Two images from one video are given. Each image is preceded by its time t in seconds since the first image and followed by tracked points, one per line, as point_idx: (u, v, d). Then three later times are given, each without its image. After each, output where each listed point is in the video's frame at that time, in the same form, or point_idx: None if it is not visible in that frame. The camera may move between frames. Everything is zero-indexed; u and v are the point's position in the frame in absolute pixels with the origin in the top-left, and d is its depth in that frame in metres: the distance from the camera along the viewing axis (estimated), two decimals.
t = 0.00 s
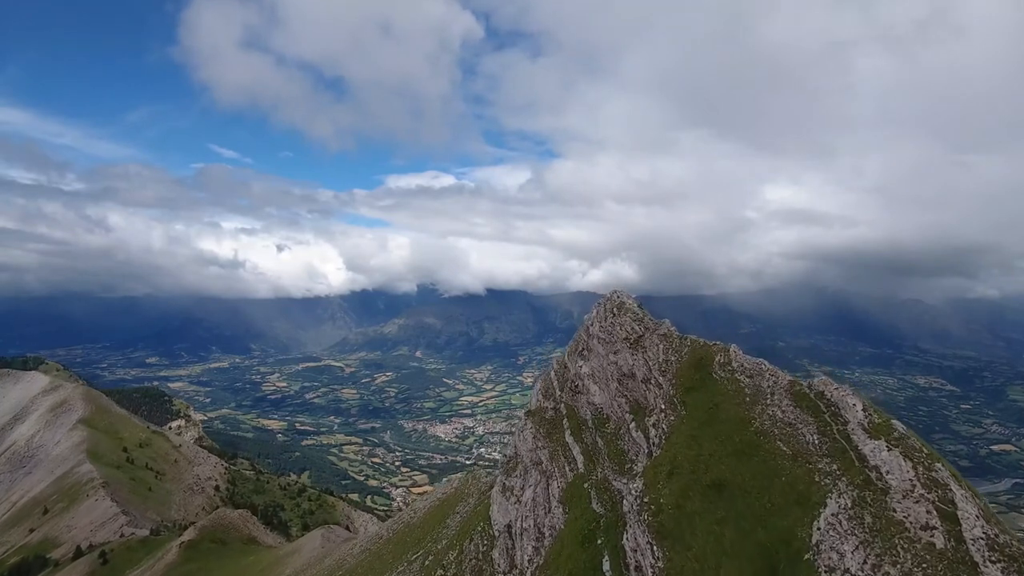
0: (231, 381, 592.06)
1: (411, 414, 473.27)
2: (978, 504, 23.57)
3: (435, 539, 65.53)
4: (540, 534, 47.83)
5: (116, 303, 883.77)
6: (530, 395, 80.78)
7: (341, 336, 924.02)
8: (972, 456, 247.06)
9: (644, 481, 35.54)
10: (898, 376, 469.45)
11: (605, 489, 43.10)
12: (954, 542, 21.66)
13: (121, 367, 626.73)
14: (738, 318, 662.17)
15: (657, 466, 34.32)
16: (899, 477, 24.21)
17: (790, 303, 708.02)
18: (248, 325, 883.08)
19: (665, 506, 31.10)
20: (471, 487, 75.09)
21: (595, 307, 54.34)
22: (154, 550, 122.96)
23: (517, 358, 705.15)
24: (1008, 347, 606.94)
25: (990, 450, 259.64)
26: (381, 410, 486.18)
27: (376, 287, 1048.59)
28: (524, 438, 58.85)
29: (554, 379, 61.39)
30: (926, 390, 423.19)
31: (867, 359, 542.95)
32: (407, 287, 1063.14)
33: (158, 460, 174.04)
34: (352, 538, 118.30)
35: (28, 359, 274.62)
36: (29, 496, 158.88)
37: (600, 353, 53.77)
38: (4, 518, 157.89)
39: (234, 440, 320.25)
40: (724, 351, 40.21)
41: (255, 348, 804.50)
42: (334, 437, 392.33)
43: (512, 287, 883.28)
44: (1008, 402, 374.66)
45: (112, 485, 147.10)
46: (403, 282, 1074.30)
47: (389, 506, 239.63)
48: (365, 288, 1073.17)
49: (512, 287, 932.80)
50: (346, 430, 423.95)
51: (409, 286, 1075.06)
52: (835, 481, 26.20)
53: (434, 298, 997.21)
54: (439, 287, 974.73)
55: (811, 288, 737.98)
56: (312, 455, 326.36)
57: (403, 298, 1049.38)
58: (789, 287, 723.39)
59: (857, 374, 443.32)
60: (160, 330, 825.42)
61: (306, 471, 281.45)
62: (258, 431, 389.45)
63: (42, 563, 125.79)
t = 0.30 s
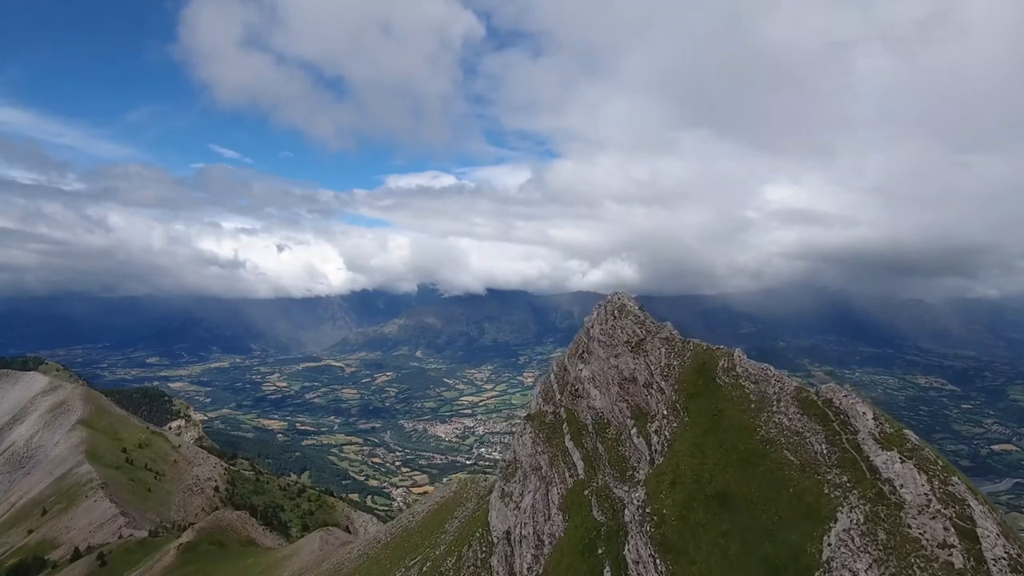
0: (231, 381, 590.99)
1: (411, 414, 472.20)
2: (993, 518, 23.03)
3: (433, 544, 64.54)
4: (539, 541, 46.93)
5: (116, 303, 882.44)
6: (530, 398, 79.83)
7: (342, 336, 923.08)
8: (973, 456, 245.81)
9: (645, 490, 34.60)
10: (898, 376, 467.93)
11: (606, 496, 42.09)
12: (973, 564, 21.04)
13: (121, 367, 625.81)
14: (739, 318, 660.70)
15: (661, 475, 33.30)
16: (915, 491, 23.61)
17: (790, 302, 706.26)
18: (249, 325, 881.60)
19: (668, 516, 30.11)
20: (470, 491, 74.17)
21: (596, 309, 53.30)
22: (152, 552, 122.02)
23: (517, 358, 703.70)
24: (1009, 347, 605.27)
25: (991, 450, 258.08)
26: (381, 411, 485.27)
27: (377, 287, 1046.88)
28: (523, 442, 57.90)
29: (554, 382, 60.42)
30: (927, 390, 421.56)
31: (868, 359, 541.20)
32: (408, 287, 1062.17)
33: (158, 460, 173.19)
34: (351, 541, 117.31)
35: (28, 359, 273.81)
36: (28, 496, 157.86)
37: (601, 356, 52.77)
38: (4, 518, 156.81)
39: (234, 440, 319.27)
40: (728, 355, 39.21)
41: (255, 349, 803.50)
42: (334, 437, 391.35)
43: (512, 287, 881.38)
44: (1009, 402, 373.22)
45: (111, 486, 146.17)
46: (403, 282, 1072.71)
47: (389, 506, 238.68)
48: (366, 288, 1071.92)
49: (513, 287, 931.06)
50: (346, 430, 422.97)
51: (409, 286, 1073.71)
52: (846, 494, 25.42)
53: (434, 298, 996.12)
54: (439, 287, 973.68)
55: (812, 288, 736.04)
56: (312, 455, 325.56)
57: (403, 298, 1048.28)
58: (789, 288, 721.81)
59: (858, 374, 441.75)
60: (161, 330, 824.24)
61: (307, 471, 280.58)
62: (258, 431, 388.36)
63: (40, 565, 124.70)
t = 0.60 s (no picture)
0: (231, 381, 589.99)
1: (411, 414, 471.29)
2: (1012, 532, 22.38)
3: (431, 549, 63.62)
4: (538, 548, 46.11)
5: (116, 303, 881.15)
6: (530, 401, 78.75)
7: (342, 336, 922.17)
8: (974, 456, 244.70)
9: (647, 497, 33.80)
10: (898, 376, 466.64)
11: (607, 503, 41.23)
12: None
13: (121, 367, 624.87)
14: (739, 318, 659.61)
15: (664, 483, 32.40)
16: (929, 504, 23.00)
17: (790, 302, 704.53)
18: (249, 325, 880.25)
19: (671, 525, 29.29)
20: (469, 495, 73.22)
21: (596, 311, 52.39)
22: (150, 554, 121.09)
23: (517, 358, 702.64)
24: (1009, 347, 604.19)
25: (992, 450, 256.87)
26: (381, 411, 484.43)
27: (377, 287, 1046.57)
28: (522, 446, 56.97)
29: (554, 385, 59.55)
30: (927, 390, 420.13)
31: (868, 359, 539.88)
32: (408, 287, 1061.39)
33: (157, 461, 172.17)
34: (349, 544, 116.37)
35: (28, 359, 273.08)
36: (27, 497, 156.82)
37: (601, 359, 51.89)
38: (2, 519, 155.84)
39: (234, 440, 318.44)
40: (732, 359, 38.38)
41: (255, 349, 802.74)
42: (334, 437, 390.46)
43: (512, 287, 880.21)
44: (1009, 401, 372.15)
45: (110, 487, 145.16)
46: (403, 282, 1071.35)
47: (389, 507, 238.01)
48: (366, 288, 1070.60)
49: (513, 287, 929.42)
50: (347, 430, 422.03)
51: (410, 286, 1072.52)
52: (855, 505, 24.74)
53: (434, 298, 995.35)
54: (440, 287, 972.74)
55: (812, 287, 734.46)
56: (312, 455, 324.79)
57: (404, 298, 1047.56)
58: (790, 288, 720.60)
59: (858, 374, 440.48)
60: (161, 330, 822.99)
61: (307, 471, 279.81)
62: (258, 431, 387.31)
63: (38, 566, 123.62)
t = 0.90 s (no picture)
0: (231, 381, 589.10)
1: (411, 414, 470.35)
2: None
3: (428, 554, 62.63)
4: (537, 555, 45.13)
5: (116, 303, 880.10)
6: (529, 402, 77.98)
7: (342, 336, 920.88)
8: (974, 456, 243.69)
9: (649, 505, 32.87)
10: (899, 376, 464.91)
11: (608, 510, 40.28)
12: None
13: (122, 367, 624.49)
14: (739, 318, 658.18)
15: (666, 489, 31.54)
16: (943, 516, 22.21)
17: (790, 301, 702.68)
18: (249, 325, 879.42)
19: (674, 535, 28.37)
20: (467, 499, 72.36)
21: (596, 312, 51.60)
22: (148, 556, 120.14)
23: (517, 358, 701.29)
24: (1010, 347, 602.45)
25: (992, 450, 255.39)
26: (382, 411, 483.63)
27: (377, 287, 1045.67)
28: (522, 449, 56.07)
29: (554, 387, 58.70)
30: (927, 390, 418.48)
31: (868, 359, 538.31)
32: (408, 287, 1060.46)
33: (156, 461, 171.29)
34: (348, 547, 115.47)
35: (29, 359, 272.46)
36: (26, 498, 155.72)
37: (601, 361, 51.02)
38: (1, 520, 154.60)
39: (234, 440, 317.75)
40: (735, 362, 37.51)
41: (256, 349, 801.78)
42: (334, 437, 389.66)
43: (512, 287, 878.56)
44: (1010, 401, 370.49)
45: (109, 488, 144.23)
46: (404, 282, 1070.21)
47: (389, 507, 237.17)
48: (367, 288, 1069.66)
49: (513, 287, 927.96)
50: (347, 431, 420.99)
51: (410, 286, 1071.09)
52: (866, 515, 23.85)
53: (435, 298, 994.60)
54: (440, 288, 971.55)
55: (812, 287, 732.47)
56: (312, 455, 324.00)
57: (404, 298, 1046.58)
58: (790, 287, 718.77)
59: (858, 373, 438.83)
60: (161, 330, 822.10)
61: (308, 471, 278.97)
62: (258, 431, 386.59)
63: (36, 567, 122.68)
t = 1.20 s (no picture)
0: (231, 381, 588.31)
1: (412, 414, 469.49)
2: None
3: (426, 559, 61.60)
4: (537, 561, 44.19)
5: (117, 303, 879.49)
6: (529, 404, 77.11)
7: (342, 335, 920.25)
8: (975, 456, 242.51)
9: (652, 512, 31.99)
10: (899, 376, 463.70)
11: (608, 516, 39.43)
12: None
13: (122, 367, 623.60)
14: (739, 318, 656.98)
15: (669, 498, 30.64)
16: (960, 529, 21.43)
17: (790, 301, 701.02)
18: (249, 325, 878.20)
19: (677, 546, 27.45)
20: (466, 503, 71.40)
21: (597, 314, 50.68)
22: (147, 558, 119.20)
23: (518, 358, 700.31)
24: (1011, 347, 600.96)
25: (992, 450, 254.19)
26: (382, 411, 482.80)
27: (377, 287, 1045.57)
28: (521, 453, 55.10)
29: (553, 390, 57.76)
30: (928, 390, 417.20)
31: (869, 358, 537.23)
32: (409, 287, 1060.02)
33: (156, 462, 170.29)
34: (346, 550, 114.61)
35: (28, 359, 271.77)
36: (25, 499, 154.70)
37: (602, 364, 50.15)
38: None
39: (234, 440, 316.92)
40: (738, 366, 36.63)
41: (256, 349, 800.80)
42: (335, 437, 388.77)
43: (512, 287, 876.84)
44: (1010, 401, 369.35)
45: (108, 488, 143.31)
46: (404, 282, 1069.01)
47: (389, 507, 236.51)
48: (367, 288, 1069.05)
49: (513, 287, 926.57)
50: (347, 431, 420.16)
51: (410, 286, 1070.48)
52: (878, 529, 23.10)
53: (435, 298, 994.52)
54: (440, 287, 970.86)
55: (813, 287, 730.93)
56: (312, 455, 323.26)
57: (404, 298, 1045.83)
58: (790, 287, 717.68)
59: (858, 373, 437.52)
60: (162, 330, 821.31)
61: (308, 472, 278.23)
62: (258, 431, 385.67)
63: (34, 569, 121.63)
